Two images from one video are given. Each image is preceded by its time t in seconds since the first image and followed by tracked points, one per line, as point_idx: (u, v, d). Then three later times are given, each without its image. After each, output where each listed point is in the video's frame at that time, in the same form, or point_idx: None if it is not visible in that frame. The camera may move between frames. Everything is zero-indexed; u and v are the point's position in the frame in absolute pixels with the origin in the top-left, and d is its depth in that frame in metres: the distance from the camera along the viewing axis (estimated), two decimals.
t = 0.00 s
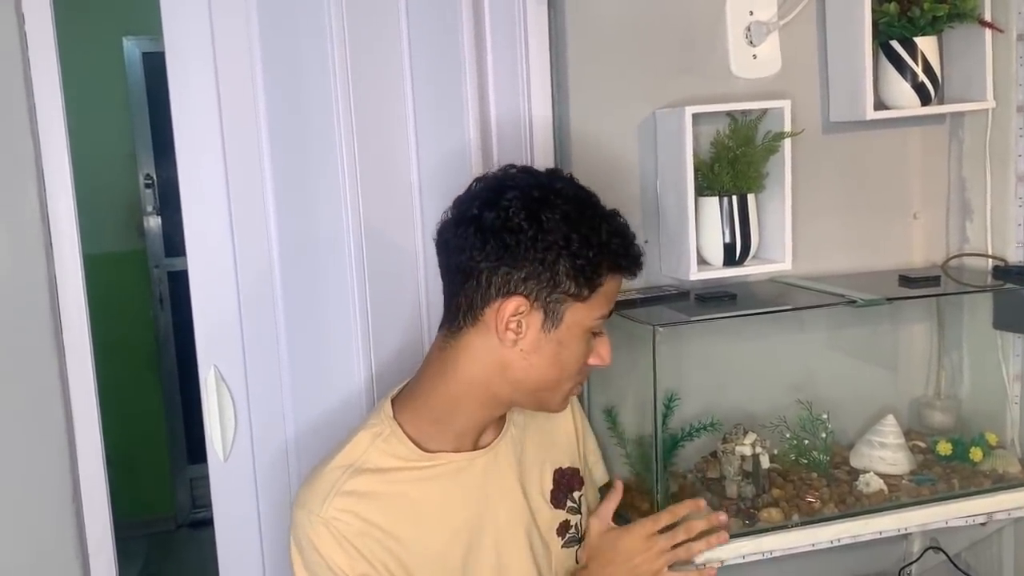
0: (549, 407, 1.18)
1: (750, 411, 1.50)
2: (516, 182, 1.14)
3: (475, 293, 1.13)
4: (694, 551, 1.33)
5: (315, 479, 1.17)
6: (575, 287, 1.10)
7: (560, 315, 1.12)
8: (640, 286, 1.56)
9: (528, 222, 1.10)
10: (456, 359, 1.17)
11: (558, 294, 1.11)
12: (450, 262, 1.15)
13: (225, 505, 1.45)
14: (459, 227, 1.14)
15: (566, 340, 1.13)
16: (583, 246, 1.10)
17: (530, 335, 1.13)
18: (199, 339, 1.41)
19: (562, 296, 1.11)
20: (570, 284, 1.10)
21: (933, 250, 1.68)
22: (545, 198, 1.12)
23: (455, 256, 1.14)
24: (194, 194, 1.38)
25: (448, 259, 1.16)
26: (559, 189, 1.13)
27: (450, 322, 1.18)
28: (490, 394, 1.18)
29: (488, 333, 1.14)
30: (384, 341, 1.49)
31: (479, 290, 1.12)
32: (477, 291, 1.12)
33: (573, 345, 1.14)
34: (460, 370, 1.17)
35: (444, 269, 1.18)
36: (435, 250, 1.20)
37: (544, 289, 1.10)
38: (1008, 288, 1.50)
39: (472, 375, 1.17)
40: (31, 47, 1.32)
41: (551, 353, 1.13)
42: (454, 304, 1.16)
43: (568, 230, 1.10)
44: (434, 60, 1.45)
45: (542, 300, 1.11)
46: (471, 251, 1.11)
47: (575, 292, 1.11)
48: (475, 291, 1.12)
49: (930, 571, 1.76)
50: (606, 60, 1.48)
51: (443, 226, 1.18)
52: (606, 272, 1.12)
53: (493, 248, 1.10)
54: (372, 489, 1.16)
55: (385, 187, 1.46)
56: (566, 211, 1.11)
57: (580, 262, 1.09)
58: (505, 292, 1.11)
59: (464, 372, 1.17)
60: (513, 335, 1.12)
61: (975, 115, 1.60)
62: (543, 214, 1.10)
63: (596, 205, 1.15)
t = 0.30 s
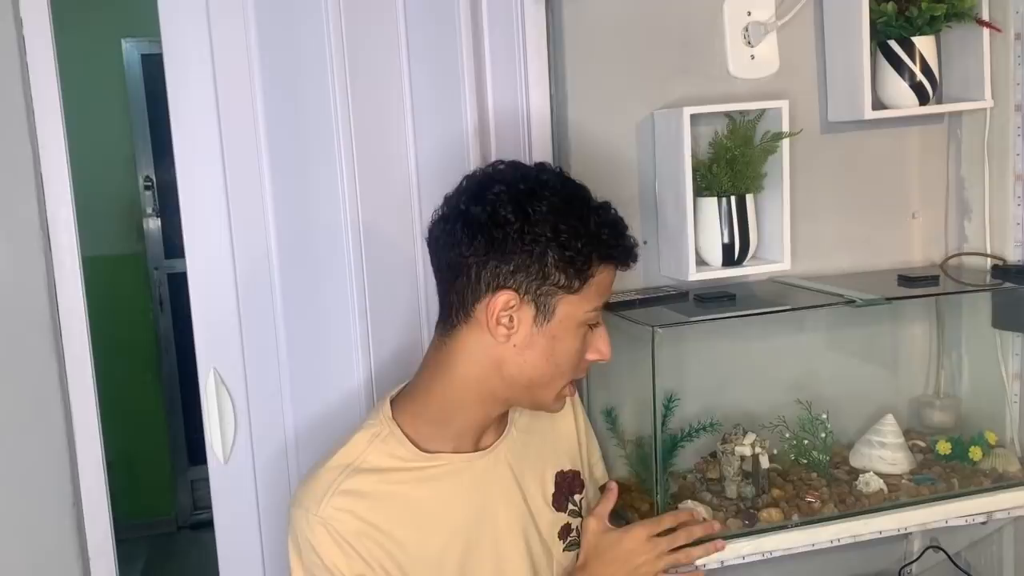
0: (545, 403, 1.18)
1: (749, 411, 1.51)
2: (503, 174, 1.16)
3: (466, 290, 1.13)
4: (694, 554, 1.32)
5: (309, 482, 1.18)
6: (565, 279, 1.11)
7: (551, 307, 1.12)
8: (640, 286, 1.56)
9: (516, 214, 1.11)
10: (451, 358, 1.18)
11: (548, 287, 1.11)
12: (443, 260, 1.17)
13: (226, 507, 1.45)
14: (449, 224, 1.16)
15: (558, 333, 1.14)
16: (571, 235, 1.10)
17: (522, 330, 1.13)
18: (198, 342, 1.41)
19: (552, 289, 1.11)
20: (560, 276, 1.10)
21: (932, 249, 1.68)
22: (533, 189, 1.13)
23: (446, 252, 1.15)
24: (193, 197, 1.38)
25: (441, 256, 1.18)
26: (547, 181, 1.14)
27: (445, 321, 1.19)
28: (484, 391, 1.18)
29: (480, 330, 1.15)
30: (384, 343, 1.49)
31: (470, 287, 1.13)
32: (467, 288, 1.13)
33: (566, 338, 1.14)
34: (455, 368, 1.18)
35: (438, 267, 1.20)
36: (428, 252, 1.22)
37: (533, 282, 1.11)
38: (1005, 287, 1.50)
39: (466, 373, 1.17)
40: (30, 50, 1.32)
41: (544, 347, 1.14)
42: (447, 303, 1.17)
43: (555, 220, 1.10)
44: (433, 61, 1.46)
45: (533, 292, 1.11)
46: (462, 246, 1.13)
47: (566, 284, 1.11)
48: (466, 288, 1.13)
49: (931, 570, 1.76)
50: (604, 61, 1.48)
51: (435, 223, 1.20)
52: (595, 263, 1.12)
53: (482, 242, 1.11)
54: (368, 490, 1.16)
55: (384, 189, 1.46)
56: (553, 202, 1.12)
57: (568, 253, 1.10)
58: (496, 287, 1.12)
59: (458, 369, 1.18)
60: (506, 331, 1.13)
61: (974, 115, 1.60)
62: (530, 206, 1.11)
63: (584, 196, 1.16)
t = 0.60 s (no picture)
0: (546, 401, 1.18)
1: (751, 410, 1.51)
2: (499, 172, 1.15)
3: (466, 288, 1.13)
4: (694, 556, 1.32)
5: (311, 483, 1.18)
6: (564, 275, 1.11)
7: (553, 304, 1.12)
8: (641, 286, 1.56)
9: (512, 210, 1.11)
10: (451, 358, 1.18)
11: (549, 285, 1.11)
12: (439, 261, 1.17)
13: (227, 507, 1.45)
14: (445, 223, 1.16)
15: (560, 331, 1.13)
16: (568, 230, 1.10)
17: (522, 328, 1.13)
18: (200, 342, 1.41)
19: (553, 285, 1.11)
20: (559, 273, 1.10)
21: (933, 248, 1.68)
22: (529, 185, 1.13)
23: (442, 252, 1.16)
24: (194, 198, 1.38)
25: (436, 256, 1.18)
26: (543, 177, 1.14)
27: (443, 321, 1.18)
28: (486, 389, 1.18)
29: (480, 326, 1.15)
30: (385, 343, 1.49)
31: (469, 285, 1.13)
32: (467, 286, 1.13)
33: (570, 336, 1.14)
34: (454, 368, 1.18)
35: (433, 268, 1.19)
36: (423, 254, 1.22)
37: (535, 279, 1.11)
38: (1005, 287, 1.49)
39: (467, 371, 1.17)
40: (30, 50, 1.32)
41: (546, 346, 1.13)
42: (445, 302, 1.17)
43: (552, 215, 1.10)
44: (433, 62, 1.46)
45: (531, 289, 1.11)
46: (460, 245, 1.13)
47: (563, 280, 1.11)
48: (465, 288, 1.13)
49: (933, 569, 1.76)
50: (605, 60, 1.48)
51: (430, 224, 1.20)
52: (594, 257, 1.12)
53: (482, 240, 1.11)
54: (369, 491, 1.16)
55: (385, 189, 1.46)
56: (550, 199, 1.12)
57: (567, 249, 1.10)
58: (497, 285, 1.12)
59: (459, 368, 1.17)
60: (507, 327, 1.13)
61: (974, 113, 1.60)
62: (524, 201, 1.11)
63: (583, 193, 1.15)
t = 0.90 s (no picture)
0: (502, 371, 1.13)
1: (750, 404, 1.50)
2: (447, 138, 1.18)
3: (416, 267, 1.13)
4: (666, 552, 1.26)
5: (275, 444, 1.17)
6: (486, 228, 1.10)
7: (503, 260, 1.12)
8: (639, 280, 1.55)
9: (437, 176, 1.12)
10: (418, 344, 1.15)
11: (484, 238, 1.10)
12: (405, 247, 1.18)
13: (225, 505, 1.44)
14: (405, 207, 1.18)
15: (512, 289, 1.12)
16: (481, 186, 1.11)
17: (479, 296, 1.09)
18: (196, 339, 1.41)
19: (477, 239, 1.10)
20: (482, 227, 1.10)
21: (932, 241, 1.67)
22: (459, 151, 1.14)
23: (407, 234, 1.16)
24: (190, 194, 1.38)
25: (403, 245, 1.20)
26: (480, 141, 1.17)
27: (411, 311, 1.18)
28: (454, 379, 1.12)
29: (440, 312, 1.11)
30: (383, 338, 1.50)
31: (420, 261, 1.13)
32: (420, 264, 1.13)
33: (522, 293, 1.13)
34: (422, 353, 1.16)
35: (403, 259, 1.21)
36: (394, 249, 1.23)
37: (476, 237, 1.10)
38: (1004, 278, 1.49)
39: (434, 360, 1.13)
40: (21, 46, 1.31)
41: (503, 310, 1.12)
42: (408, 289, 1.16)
43: (471, 177, 1.11)
44: (429, 58, 1.45)
45: (485, 253, 1.11)
46: (414, 222, 1.15)
47: (516, 238, 1.12)
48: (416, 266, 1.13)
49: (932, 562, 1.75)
50: (602, 54, 1.47)
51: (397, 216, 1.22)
52: (507, 209, 1.11)
53: (423, 210, 1.14)
54: (332, 466, 1.15)
55: (381, 185, 1.46)
56: (467, 154, 1.14)
57: (482, 202, 1.11)
58: (441, 254, 1.12)
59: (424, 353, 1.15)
60: (466, 308, 1.09)
61: (973, 104, 1.60)
62: (438, 168, 1.13)
63: (517, 148, 1.18)
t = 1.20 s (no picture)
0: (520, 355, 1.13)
1: (751, 402, 1.50)
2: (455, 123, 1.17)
3: (431, 257, 1.12)
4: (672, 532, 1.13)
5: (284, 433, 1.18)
6: (500, 217, 1.10)
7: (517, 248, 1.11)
8: (639, 277, 1.55)
9: (449, 165, 1.11)
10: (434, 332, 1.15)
11: (498, 227, 1.10)
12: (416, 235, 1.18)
13: (225, 502, 1.44)
14: (415, 194, 1.17)
15: (527, 276, 1.11)
16: (494, 174, 1.10)
17: (495, 284, 1.08)
18: (195, 335, 1.41)
19: (491, 229, 1.10)
20: (495, 216, 1.10)
21: (933, 238, 1.67)
22: (469, 139, 1.14)
23: (419, 223, 1.16)
24: (190, 192, 1.37)
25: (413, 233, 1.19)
26: (489, 128, 1.16)
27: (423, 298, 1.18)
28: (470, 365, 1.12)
29: (458, 301, 1.10)
30: (382, 337, 1.50)
31: (434, 250, 1.12)
32: (434, 255, 1.12)
33: (536, 280, 1.12)
34: (436, 341, 1.16)
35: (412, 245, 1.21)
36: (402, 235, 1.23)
37: (490, 225, 1.10)
38: (1004, 275, 1.49)
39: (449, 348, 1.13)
40: (20, 44, 1.30)
41: (520, 298, 1.11)
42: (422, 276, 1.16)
43: (483, 166, 1.10)
44: (429, 55, 1.45)
45: (498, 242, 1.10)
46: (426, 210, 1.14)
47: (528, 225, 1.11)
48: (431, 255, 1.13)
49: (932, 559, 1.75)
50: (602, 50, 1.47)
51: (406, 202, 1.22)
52: (519, 198, 1.11)
53: (435, 199, 1.13)
54: (342, 450, 1.15)
55: (381, 182, 1.46)
56: (477, 142, 1.13)
57: (495, 191, 1.10)
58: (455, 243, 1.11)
59: (439, 342, 1.15)
60: (484, 296, 1.08)
61: (973, 100, 1.59)
62: (449, 157, 1.12)
63: (526, 134, 1.17)
